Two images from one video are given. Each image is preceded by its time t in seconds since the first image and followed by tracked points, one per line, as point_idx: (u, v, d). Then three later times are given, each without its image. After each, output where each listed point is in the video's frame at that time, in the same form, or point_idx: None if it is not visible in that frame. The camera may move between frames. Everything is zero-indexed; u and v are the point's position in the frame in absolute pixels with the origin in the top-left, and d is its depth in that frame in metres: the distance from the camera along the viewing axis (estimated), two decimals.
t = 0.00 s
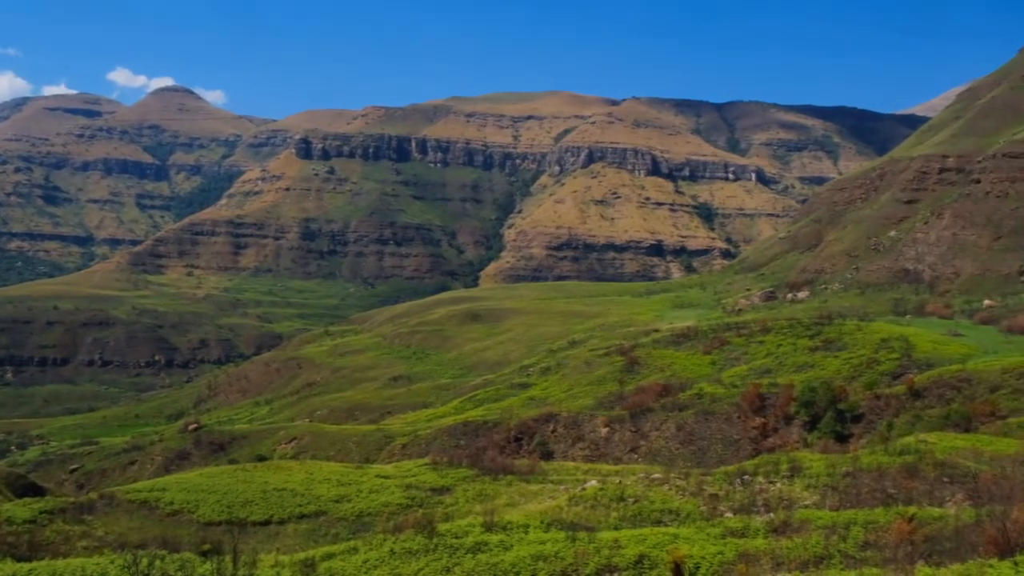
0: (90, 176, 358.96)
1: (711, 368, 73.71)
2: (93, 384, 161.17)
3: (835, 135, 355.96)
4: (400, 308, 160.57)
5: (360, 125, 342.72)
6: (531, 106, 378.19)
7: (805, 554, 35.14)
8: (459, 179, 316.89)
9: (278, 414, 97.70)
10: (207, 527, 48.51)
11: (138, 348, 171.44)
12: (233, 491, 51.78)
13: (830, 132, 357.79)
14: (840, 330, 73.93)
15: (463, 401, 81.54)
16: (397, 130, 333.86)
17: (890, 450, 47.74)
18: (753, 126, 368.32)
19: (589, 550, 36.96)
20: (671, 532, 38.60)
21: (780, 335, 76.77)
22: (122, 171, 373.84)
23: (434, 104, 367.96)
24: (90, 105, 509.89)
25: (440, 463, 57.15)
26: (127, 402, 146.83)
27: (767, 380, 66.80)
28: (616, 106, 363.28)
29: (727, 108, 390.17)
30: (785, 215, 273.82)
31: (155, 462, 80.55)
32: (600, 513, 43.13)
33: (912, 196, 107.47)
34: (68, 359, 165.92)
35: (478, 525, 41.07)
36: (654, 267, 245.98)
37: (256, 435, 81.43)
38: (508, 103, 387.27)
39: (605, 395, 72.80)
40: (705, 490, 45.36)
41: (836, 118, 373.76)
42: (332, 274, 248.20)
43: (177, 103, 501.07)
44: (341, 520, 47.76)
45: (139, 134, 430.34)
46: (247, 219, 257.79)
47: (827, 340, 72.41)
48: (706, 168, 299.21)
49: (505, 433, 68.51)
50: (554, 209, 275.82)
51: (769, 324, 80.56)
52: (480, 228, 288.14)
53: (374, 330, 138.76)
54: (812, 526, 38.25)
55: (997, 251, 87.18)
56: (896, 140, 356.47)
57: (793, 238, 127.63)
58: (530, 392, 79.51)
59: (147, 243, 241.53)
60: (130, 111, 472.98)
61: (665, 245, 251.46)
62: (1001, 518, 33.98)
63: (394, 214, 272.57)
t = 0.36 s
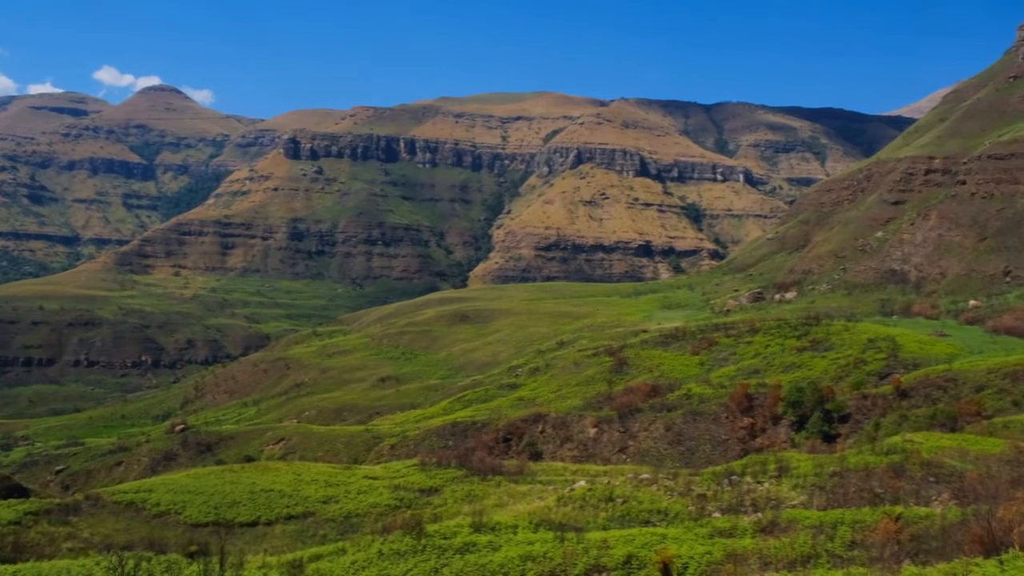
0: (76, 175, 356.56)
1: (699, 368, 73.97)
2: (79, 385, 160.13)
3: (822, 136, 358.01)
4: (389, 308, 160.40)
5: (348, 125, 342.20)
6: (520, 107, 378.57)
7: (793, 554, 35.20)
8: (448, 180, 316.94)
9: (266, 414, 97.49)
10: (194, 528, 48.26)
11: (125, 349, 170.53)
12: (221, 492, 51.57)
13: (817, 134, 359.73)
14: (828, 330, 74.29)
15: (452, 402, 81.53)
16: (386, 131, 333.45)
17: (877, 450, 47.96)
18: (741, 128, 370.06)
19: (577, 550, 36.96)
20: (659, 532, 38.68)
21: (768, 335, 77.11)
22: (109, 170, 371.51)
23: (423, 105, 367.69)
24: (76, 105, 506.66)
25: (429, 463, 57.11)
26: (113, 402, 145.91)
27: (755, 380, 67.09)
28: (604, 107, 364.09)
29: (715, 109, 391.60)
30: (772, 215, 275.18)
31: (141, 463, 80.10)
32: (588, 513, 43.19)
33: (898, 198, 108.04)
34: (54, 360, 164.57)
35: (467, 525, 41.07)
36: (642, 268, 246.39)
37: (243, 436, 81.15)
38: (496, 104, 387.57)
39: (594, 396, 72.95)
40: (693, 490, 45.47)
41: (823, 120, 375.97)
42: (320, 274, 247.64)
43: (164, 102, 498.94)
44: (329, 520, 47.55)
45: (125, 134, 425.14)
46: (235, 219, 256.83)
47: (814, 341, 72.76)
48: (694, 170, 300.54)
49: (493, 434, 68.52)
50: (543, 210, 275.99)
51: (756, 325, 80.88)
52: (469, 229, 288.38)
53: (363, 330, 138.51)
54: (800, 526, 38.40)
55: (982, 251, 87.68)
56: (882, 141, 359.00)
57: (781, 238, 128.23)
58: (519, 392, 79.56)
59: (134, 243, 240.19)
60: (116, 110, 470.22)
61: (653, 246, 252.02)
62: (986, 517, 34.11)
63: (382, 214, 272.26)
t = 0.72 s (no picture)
0: (62, 175, 354.44)
1: (687, 369, 74.17)
2: (65, 386, 159.13)
3: (810, 137, 359.64)
4: (377, 309, 160.14)
5: (337, 125, 341.60)
6: (508, 107, 378.85)
7: (780, 554, 35.26)
8: (437, 180, 316.91)
9: (254, 415, 97.10)
10: (181, 529, 48.00)
11: (111, 350, 169.64)
12: (208, 494, 51.34)
13: (805, 134, 361.39)
14: (816, 331, 74.62)
15: (441, 403, 81.41)
16: (374, 131, 333.10)
17: (865, 450, 48.18)
18: (729, 128, 371.34)
19: (566, 551, 36.96)
20: (648, 532, 38.73)
21: (756, 336, 77.36)
22: (95, 170, 369.42)
23: (412, 105, 367.52)
24: (62, 104, 503.91)
25: (418, 464, 57.02)
26: (100, 403, 145.20)
27: (744, 380, 67.31)
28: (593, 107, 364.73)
29: (703, 110, 393.02)
30: (760, 216, 276.31)
31: (128, 465, 79.66)
32: (577, 514, 43.17)
33: (886, 199, 108.55)
34: (40, 361, 163.48)
35: (457, 526, 41.01)
36: (631, 268, 246.69)
37: (231, 437, 80.88)
38: (486, 104, 387.69)
39: (583, 396, 73.00)
40: (682, 490, 45.57)
41: (811, 121, 377.74)
42: (309, 274, 247.05)
43: (151, 102, 496.77)
44: (317, 522, 47.36)
45: (112, 133, 423.90)
46: (223, 219, 255.83)
47: (802, 341, 73.07)
48: (683, 170, 301.49)
49: (482, 434, 68.46)
50: (532, 210, 276.07)
51: (745, 325, 81.13)
52: (458, 229, 288.43)
53: (351, 331, 138.30)
54: (787, 526, 38.51)
55: (968, 251, 88.15)
56: (869, 142, 361.00)
57: (769, 239, 128.72)
58: (508, 393, 79.55)
59: (121, 243, 238.99)
60: (103, 109, 467.74)
61: (642, 247, 252.46)
62: (973, 517, 34.16)
63: (371, 215, 271.87)
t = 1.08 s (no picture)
0: (48, 175, 351.65)
1: (676, 369, 74.38)
2: (50, 388, 157.91)
3: (797, 138, 361.50)
4: (365, 310, 159.78)
5: (325, 126, 340.75)
6: (497, 108, 379.00)
7: (768, 553, 35.35)
8: (425, 181, 316.78)
9: (241, 417, 96.65)
10: (167, 532, 47.70)
11: (97, 351, 168.52)
12: (195, 496, 51.04)
13: (792, 136, 363.21)
14: (803, 331, 74.94)
15: (429, 403, 81.28)
16: (363, 132, 332.48)
17: (852, 450, 48.42)
18: (717, 129, 372.75)
19: (555, 552, 36.92)
20: (636, 533, 38.75)
21: (743, 336, 77.67)
22: (81, 170, 366.86)
23: (400, 105, 367.07)
24: (47, 104, 500.46)
25: (406, 465, 56.90)
26: (85, 405, 144.22)
27: (732, 381, 67.55)
28: (581, 109, 365.36)
29: (691, 111, 394.40)
30: (748, 217, 277.45)
31: (114, 467, 79.10)
32: (566, 515, 43.16)
33: (872, 200, 109.19)
34: (24, 363, 162.13)
35: (445, 527, 40.94)
36: (619, 269, 246.90)
37: (218, 438, 80.51)
38: (474, 104, 387.68)
39: (571, 397, 73.07)
40: (670, 491, 45.65)
41: (798, 123, 379.62)
42: (296, 275, 246.23)
43: (137, 101, 494.13)
44: (305, 524, 47.13)
45: (98, 133, 421.39)
46: (210, 220, 254.57)
47: (789, 341, 73.42)
48: (671, 171, 302.44)
49: (471, 435, 68.35)
50: (521, 211, 276.14)
51: (733, 326, 81.38)
52: (446, 230, 288.49)
53: (339, 332, 138.01)
54: (775, 526, 38.63)
55: (954, 253, 88.71)
56: (856, 144, 363.26)
57: (756, 240, 129.27)
58: (497, 394, 79.48)
59: (107, 244, 237.37)
60: (89, 109, 464.87)
61: (630, 248, 252.89)
62: (958, 516, 34.29)
63: (360, 215, 271.36)
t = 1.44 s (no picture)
0: (35, 175, 349.19)
1: (665, 370, 74.61)
2: (36, 390, 156.92)
3: (786, 139, 363.04)
4: (355, 311, 159.50)
5: (315, 126, 340.09)
6: (487, 109, 379.12)
7: (757, 553, 35.40)
8: (415, 181, 316.85)
9: (230, 418, 96.29)
10: (155, 534, 47.48)
11: (85, 353, 167.65)
12: (184, 498, 50.84)
13: (781, 137, 364.73)
14: (792, 331, 75.20)
15: (419, 404, 81.18)
16: (352, 132, 331.99)
17: (840, 450, 48.66)
18: (706, 130, 373.91)
19: (544, 552, 36.94)
20: (626, 533, 38.81)
21: (732, 337, 77.91)
22: (68, 171, 364.82)
23: (390, 106, 366.75)
24: (34, 104, 497.49)
25: (396, 466, 56.85)
26: (72, 407, 143.36)
27: (721, 381, 67.75)
28: (571, 109, 365.78)
29: (680, 112, 395.55)
30: (737, 218, 278.50)
31: (101, 469, 78.60)
32: (556, 515, 43.19)
33: (860, 201, 109.62)
34: (11, 365, 160.99)
35: (434, 528, 40.94)
36: (609, 270, 247.16)
37: (207, 440, 80.26)
38: (464, 105, 387.66)
39: (561, 397, 73.06)
40: (660, 491, 45.72)
41: (786, 124, 381.12)
42: (285, 276, 245.63)
43: (125, 102, 492.03)
44: (294, 525, 46.99)
45: (86, 134, 419.05)
46: (199, 221, 253.46)
47: (778, 342, 73.73)
48: (660, 172, 303.26)
49: (461, 436, 68.33)
50: (511, 211, 276.31)
51: (722, 326, 81.61)
52: (436, 231, 288.66)
53: (329, 333, 137.70)
54: (764, 525, 38.74)
55: (941, 254, 89.13)
56: (844, 145, 365.20)
57: (745, 241, 129.71)
58: (487, 394, 79.45)
59: (95, 245, 236.15)
60: (76, 109, 462.30)
61: (620, 248, 253.45)
62: (946, 516, 34.37)
63: (349, 216, 271.09)
